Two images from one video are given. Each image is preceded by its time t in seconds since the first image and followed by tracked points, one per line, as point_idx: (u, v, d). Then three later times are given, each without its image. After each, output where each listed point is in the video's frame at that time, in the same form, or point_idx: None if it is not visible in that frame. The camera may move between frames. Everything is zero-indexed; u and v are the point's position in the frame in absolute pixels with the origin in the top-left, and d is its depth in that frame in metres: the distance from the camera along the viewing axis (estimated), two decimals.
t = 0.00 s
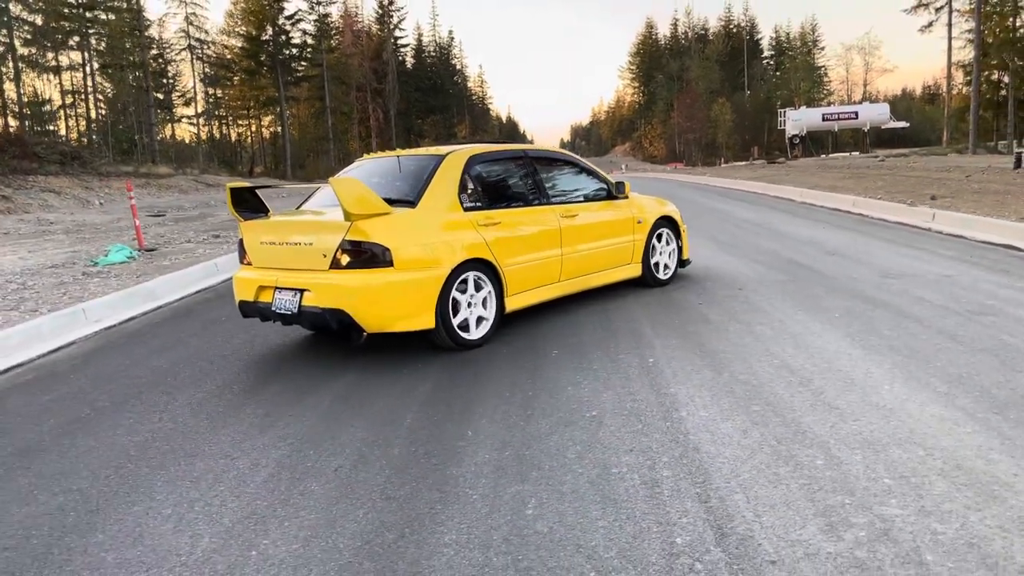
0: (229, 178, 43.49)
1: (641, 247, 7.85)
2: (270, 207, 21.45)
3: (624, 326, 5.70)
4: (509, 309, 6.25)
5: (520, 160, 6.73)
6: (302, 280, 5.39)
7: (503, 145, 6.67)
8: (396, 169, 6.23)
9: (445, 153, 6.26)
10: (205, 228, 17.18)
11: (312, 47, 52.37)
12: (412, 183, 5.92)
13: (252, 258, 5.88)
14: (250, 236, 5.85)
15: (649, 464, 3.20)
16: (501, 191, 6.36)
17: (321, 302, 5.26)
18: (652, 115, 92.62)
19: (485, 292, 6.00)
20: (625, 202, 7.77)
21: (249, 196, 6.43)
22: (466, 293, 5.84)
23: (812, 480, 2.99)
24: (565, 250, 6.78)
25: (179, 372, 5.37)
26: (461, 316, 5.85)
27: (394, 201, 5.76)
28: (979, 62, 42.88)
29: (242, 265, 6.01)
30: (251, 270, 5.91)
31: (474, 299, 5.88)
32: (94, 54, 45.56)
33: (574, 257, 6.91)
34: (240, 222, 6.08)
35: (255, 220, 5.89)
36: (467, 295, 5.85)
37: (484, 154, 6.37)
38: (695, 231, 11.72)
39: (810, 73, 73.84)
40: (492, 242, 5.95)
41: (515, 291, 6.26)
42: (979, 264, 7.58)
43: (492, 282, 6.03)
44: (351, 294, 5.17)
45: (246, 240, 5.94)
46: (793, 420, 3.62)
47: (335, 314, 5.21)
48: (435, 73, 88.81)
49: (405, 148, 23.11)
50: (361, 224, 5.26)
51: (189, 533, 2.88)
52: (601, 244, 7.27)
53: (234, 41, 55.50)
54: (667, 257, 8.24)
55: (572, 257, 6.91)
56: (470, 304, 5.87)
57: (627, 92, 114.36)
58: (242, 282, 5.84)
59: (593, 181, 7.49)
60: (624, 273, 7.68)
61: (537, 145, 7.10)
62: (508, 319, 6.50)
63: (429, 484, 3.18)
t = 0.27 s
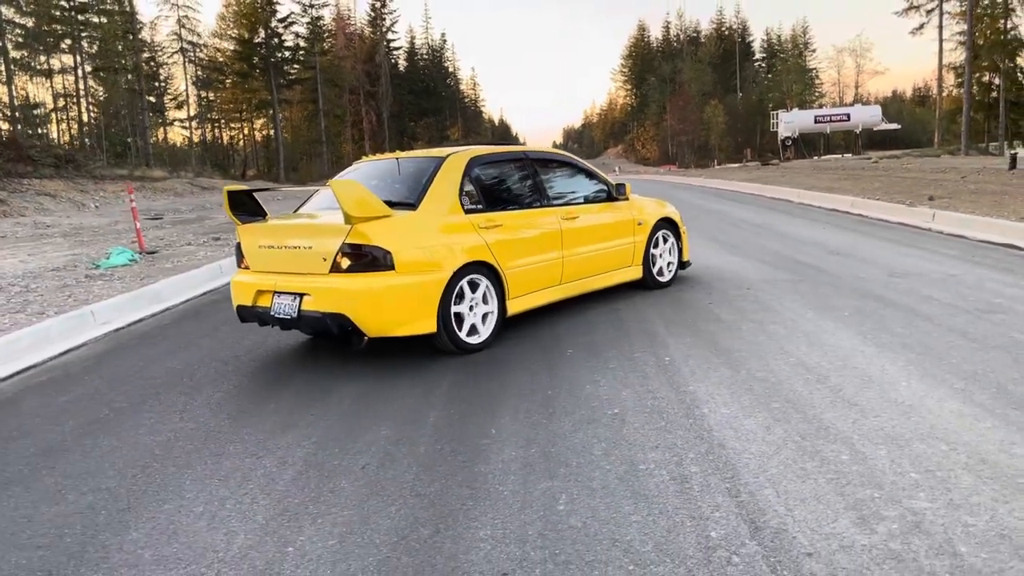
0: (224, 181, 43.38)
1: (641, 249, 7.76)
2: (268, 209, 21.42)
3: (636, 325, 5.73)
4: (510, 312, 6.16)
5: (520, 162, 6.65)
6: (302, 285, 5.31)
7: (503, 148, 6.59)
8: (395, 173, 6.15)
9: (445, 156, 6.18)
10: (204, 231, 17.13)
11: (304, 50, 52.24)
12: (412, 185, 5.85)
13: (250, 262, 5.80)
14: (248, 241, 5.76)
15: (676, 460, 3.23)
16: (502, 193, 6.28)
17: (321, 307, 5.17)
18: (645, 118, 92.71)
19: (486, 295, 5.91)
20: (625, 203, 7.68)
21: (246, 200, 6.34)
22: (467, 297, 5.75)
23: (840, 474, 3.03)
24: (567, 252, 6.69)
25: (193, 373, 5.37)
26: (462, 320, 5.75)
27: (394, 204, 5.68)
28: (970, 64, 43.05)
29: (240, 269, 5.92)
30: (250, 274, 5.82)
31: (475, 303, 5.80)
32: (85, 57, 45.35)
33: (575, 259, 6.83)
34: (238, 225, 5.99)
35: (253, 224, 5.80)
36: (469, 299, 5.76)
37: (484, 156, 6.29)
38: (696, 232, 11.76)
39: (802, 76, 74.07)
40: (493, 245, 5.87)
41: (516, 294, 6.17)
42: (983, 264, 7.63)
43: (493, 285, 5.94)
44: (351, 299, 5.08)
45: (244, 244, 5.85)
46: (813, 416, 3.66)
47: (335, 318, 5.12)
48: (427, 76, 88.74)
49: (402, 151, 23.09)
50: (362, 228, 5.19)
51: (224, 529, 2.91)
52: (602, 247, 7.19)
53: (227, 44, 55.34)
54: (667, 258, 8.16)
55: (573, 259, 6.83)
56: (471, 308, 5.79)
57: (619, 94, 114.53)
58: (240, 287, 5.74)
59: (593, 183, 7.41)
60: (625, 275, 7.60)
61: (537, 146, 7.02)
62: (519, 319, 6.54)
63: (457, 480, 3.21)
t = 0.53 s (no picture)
0: (221, 182, 43.32)
1: (648, 250, 7.49)
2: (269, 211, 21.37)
3: (654, 323, 5.74)
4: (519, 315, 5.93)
5: (529, 160, 6.40)
6: (308, 286, 5.06)
7: (511, 146, 6.32)
8: (401, 173, 5.89)
9: (452, 154, 5.92)
10: (206, 232, 17.11)
11: (299, 51, 52.14)
12: (418, 186, 5.58)
13: (253, 264, 5.54)
14: (251, 242, 5.49)
15: (713, 454, 3.25)
16: (510, 192, 6.02)
17: (328, 309, 4.93)
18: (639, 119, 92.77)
19: (495, 296, 5.67)
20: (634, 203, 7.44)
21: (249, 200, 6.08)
22: (475, 298, 5.51)
23: (877, 466, 3.06)
24: (576, 252, 6.45)
25: (213, 372, 5.36)
26: (470, 322, 5.51)
27: (401, 203, 5.43)
28: (964, 65, 43.18)
29: (243, 270, 5.65)
30: (253, 276, 5.55)
31: (484, 304, 5.56)
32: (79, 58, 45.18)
33: (585, 259, 6.59)
34: (241, 226, 5.72)
35: (256, 224, 5.53)
36: (477, 300, 5.53)
37: (492, 154, 6.03)
38: (701, 232, 11.77)
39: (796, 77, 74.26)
40: (501, 245, 5.61)
41: (526, 295, 5.93)
42: (993, 262, 7.66)
43: (501, 286, 5.70)
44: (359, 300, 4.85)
45: (246, 245, 5.59)
46: (843, 411, 3.68)
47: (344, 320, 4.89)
48: (421, 77, 88.64)
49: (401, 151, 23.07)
50: (370, 228, 4.94)
51: (269, 524, 2.92)
52: (611, 246, 6.94)
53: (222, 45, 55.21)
54: (674, 259, 7.92)
55: (583, 259, 6.59)
56: (479, 310, 5.55)
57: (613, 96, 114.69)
58: (244, 290, 5.48)
59: (600, 183, 7.14)
60: (633, 276, 7.36)
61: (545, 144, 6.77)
62: (534, 318, 6.53)
63: (496, 475, 3.23)
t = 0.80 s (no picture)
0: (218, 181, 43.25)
1: (651, 250, 7.33)
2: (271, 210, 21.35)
3: (669, 321, 5.77)
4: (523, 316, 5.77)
5: (532, 159, 6.23)
6: (310, 287, 4.91)
7: (514, 146, 6.17)
8: (403, 173, 5.72)
9: (454, 153, 5.76)
10: (208, 231, 17.10)
11: (295, 51, 52.02)
12: (420, 186, 5.43)
13: (254, 264, 5.38)
14: (252, 242, 5.34)
15: (739, 449, 3.30)
16: (514, 192, 5.86)
17: (331, 312, 4.78)
18: (635, 119, 92.75)
19: (499, 298, 5.51)
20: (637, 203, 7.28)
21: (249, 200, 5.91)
22: (479, 300, 5.35)
23: (902, 460, 3.11)
24: (580, 252, 6.29)
25: (230, 369, 5.38)
26: (474, 324, 5.36)
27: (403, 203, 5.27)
28: (960, 64, 43.23)
29: (244, 272, 5.49)
30: (254, 277, 5.40)
31: (488, 306, 5.40)
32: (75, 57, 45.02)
33: (589, 260, 6.43)
34: (241, 226, 5.57)
35: (258, 224, 5.38)
36: (481, 302, 5.37)
37: (495, 154, 5.86)
38: (706, 231, 11.78)
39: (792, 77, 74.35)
40: (505, 246, 5.45)
41: (530, 297, 5.77)
42: (1000, 261, 7.71)
43: (506, 287, 5.53)
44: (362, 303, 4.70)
45: (247, 246, 5.44)
46: (864, 406, 3.73)
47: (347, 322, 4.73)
48: (417, 77, 88.43)
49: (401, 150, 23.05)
50: (373, 228, 4.78)
51: (304, 517, 2.95)
52: (615, 247, 6.78)
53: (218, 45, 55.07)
54: (678, 258, 7.77)
55: (587, 260, 6.43)
56: (483, 311, 5.39)
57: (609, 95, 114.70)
58: (245, 291, 5.33)
59: (603, 182, 6.99)
60: (637, 276, 7.20)
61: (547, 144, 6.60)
62: (548, 315, 6.55)
63: (525, 469, 3.27)
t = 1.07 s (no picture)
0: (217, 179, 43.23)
1: (651, 250, 7.31)
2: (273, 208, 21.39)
3: (677, 318, 5.84)
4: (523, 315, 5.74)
5: (531, 157, 6.19)
6: (308, 286, 4.89)
7: (513, 144, 6.15)
8: (401, 171, 5.69)
9: (452, 152, 5.73)
10: (211, 228, 17.12)
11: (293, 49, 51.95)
12: (419, 185, 5.42)
13: (251, 263, 5.36)
14: (249, 240, 5.32)
15: (752, 441, 3.36)
16: (512, 191, 5.83)
17: (329, 311, 4.76)
18: (634, 118, 92.73)
19: (498, 297, 5.49)
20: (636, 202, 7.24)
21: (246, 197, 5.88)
22: (477, 300, 5.32)
23: (913, 452, 3.17)
24: (579, 252, 6.26)
25: (245, 364, 5.43)
26: (474, 324, 5.33)
27: (402, 202, 5.24)
28: (958, 64, 43.30)
29: (242, 271, 5.47)
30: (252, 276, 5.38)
31: (487, 306, 5.38)
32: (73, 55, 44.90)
33: (588, 260, 6.40)
34: (239, 224, 5.53)
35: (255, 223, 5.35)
36: (480, 301, 5.34)
37: (493, 153, 5.84)
38: (708, 229, 11.82)
39: (790, 76, 74.42)
40: (504, 245, 5.43)
41: (529, 296, 5.74)
42: (1002, 259, 7.77)
43: (505, 285, 5.50)
44: (360, 302, 4.68)
45: (244, 244, 5.41)
46: (873, 400, 3.79)
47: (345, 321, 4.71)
48: (416, 76, 88.46)
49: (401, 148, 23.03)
50: (372, 227, 4.76)
51: (329, 506, 3.01)
52: (614, 246, 6.75)
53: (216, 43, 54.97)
54: (677, 257, 7.72)
55: (586, 259, 6.40)
56: (482, 311, 5.37)
57: (607, 94, 114.66)
58: (242, 290, 5.32)
59: (602, 181, 6.95)
60: (637, 276, 7.16)
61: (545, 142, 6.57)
62: (555, 312, 6.61)
63: (542, 460, 3.33)
